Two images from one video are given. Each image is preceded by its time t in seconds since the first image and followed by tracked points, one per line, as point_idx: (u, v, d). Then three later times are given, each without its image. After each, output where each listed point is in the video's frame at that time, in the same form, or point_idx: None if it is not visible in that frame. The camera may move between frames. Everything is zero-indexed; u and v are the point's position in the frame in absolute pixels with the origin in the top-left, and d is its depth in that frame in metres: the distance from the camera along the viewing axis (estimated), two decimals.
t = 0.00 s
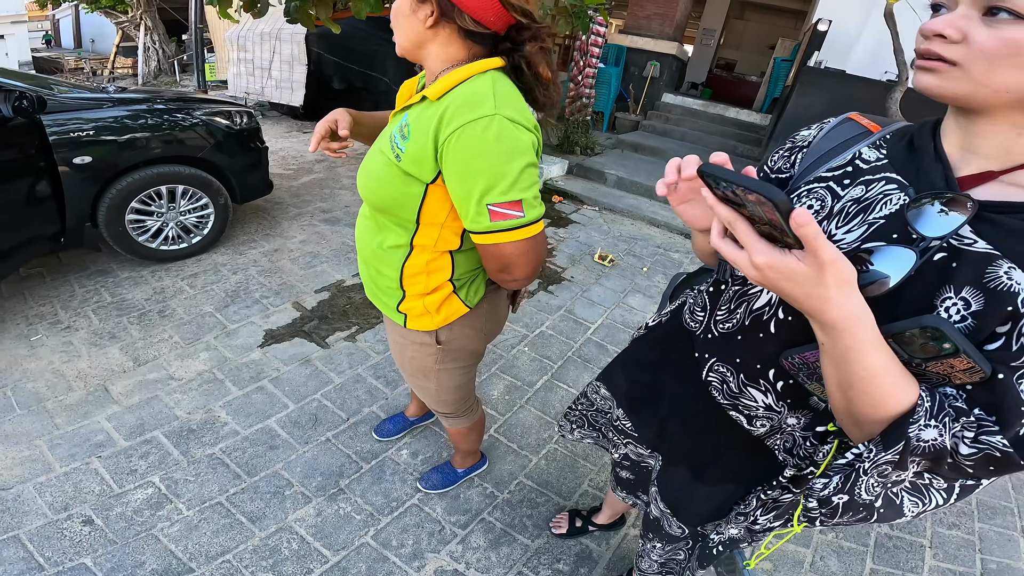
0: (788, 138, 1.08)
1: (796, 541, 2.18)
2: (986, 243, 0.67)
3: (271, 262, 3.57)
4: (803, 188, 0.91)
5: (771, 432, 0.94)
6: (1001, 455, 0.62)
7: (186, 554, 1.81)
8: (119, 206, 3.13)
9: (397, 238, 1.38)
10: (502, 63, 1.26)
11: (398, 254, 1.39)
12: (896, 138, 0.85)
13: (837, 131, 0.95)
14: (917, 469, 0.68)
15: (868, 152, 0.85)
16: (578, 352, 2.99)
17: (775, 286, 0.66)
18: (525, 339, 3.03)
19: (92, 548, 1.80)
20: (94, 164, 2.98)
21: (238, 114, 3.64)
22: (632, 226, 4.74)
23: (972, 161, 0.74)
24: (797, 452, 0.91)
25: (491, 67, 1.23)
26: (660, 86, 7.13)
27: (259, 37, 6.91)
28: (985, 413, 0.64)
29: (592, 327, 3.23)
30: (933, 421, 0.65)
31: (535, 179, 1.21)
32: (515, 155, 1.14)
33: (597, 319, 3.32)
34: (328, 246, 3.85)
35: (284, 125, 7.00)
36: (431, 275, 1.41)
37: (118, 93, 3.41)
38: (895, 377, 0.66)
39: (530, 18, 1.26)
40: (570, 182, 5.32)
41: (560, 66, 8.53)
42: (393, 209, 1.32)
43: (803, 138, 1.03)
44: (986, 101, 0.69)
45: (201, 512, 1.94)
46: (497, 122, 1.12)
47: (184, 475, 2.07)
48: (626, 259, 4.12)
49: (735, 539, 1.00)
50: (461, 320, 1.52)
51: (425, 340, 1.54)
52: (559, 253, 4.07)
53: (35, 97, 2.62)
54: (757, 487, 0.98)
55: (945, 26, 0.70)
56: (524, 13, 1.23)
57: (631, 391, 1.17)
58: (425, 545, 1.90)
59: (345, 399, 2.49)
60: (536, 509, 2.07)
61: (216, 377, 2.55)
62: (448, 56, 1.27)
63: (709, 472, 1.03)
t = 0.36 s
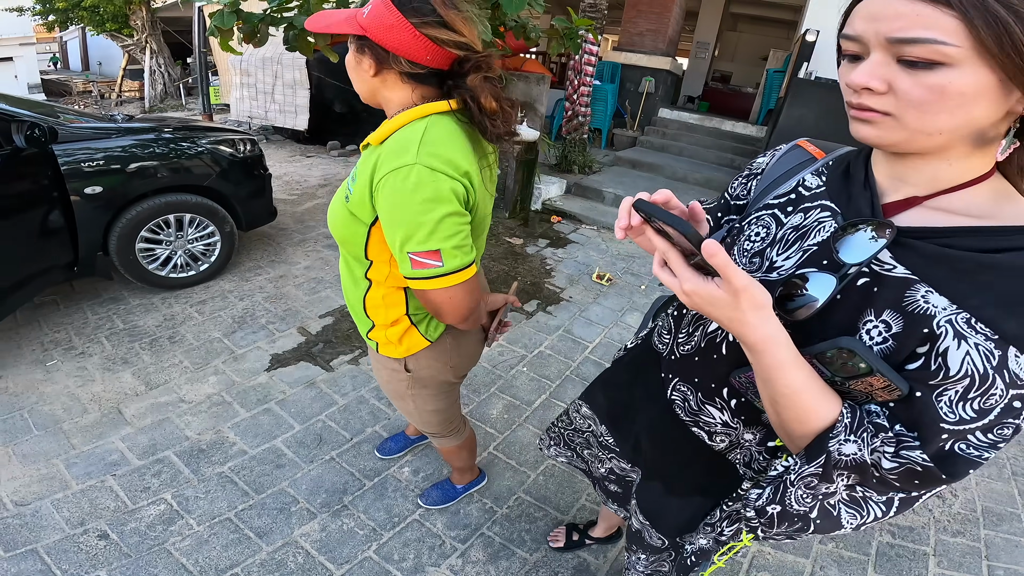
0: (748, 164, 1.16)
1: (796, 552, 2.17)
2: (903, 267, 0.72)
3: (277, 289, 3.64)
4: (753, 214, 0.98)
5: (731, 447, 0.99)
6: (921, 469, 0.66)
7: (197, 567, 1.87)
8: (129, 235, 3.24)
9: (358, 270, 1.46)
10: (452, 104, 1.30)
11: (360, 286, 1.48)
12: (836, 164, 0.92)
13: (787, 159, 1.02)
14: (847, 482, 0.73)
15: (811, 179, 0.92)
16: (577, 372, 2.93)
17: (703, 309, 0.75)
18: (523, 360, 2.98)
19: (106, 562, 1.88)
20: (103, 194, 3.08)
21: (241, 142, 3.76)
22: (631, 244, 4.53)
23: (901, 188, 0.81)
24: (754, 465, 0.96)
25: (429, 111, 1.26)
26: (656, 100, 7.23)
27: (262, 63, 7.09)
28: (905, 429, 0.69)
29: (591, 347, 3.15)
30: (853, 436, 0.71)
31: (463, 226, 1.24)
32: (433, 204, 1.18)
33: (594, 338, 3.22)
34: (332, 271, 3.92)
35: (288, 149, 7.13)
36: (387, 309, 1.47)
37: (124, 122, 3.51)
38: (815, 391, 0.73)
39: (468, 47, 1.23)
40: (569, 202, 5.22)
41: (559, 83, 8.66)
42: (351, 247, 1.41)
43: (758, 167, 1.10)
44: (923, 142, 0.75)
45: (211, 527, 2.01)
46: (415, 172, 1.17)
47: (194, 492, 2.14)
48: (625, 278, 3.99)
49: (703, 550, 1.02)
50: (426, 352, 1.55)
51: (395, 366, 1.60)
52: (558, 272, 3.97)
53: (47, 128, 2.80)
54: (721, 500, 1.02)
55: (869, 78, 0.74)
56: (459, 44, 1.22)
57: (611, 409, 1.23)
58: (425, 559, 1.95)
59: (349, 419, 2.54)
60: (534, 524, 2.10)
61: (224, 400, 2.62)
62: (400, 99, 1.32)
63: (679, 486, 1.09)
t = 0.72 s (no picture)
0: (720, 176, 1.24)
1: (800, 556, 2.18)
2: (844, 265, 0.78)
3: (288, 303, 3.72)
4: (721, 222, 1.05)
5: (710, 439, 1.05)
6: (869, 452, 0.71)
7: (210, 568, 1.94)
8: (147, 252, 3.34)
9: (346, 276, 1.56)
10: (408, 133, 1.34)
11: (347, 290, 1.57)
12: (793, 173, 0.99)
13: (752, 169, 1.10)
14: (806, 467, 0.78)
15: (771, 189, 0.99)
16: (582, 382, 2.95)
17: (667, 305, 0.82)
18: (527, 370, 3.02)
19: (122, 564, 1.94)
20: (123, 212, 3.21)
21: (253, 160, 3.87)
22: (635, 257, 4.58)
23: (844, 194, 0.89)
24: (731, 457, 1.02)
25: (389, 139, 1.33)
26: (658, 113, 7.32)
27: (271, 81, 7.26)
28: (853, 414, 0.73)
29: (595, 357, 3.18)
30: (806, 420, 0.76)
31: (408, 245, 1.28)
32: (374, 224, 1.24)
33: (597, 349, 3.25)
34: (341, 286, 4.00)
35: (298, 166, 7.27)
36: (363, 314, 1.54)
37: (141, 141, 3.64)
38: (769, 379, 0.78)
39: (422, 68, 1.31)
40: (572, 216, 5.28)
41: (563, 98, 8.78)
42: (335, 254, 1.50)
43: (728, 178, 1.16)
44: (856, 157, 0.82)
45: (224, 531, 2.08)
46: (360, 195, 1.24)
47: (209, 497, 2.21)
48: (629, 289, 4.03)
49: (691, 541, 1.06)
50: (404, 356, 1.60)
51: (383, 366, 1.68)
52: (562, 285, 4.03)
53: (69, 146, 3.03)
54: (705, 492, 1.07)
55: (802, 99, 0.81)
56: (412, 66, 1.29)
57: (604, 410, 1.29)
58: (430, 561, 2.00)
59: (357, 428, 2.60)
60: (537, 528, 2.14)
61: (237, 410, 2.69)
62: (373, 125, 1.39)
63: (667, 479, 1.14)
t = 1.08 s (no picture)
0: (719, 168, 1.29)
1: (813, 546, 2.18)
2: (829, 233, 0.84)
3: (303, 306, 3.79)
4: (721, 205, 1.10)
5: (719, 406, 1.11)
6: (862, 401, 0.75)
7: (232, 559, 1.98)
8: (170, 255, 3.45)
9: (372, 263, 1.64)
10: (455, 129, 1.48)
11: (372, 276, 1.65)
12: (784, 159, 1.04)
13: (748, 160, 1.16)
14: (806, 419, 0.82)
15: (766, 173, 1.05)
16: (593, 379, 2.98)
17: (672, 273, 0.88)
18: (539, 368, 3.06)
19: (147, 555, 1.99)
20: (150, 216, 3.33)
21: (269, 168, 3.98)
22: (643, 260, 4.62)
23: (828, 173, 0.93)
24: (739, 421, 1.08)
25: (425, 130, 1.43)
26: (663, 120, 7.40)
27: (282, 92, 7.40)
28: (845, 365, 0.78)
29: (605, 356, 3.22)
30: (802, 371, 0.79)
31: (438, 221, 1.36)
32: (412, 202, 1.33)
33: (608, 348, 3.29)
34: (354, 290, 4.06)
35: (309, 175, 7.39)
36: (389, 299, 1.62)
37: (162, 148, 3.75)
38: (768, 335, 0.82)
39: (469, 74, 1.44)
40: (580, 221, 5.33)
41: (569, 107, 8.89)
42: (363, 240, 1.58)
43: (727, 169, 1.23)
44: (840, 139, 0.87)
45: (246, 523, 2.12)
46: (398, 176, 1.34)
47: (231, 491, 2.26)
48: (638, 291, 4.07)
49: (703, 512, 1.13)
50: (426, 339, 1.68)
51: (405, 353, 1.75)
52: (571, 288, 4.08)
53: (97, 152, 3.13)
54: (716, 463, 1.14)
55: (786, 93, 0.86)
56: (461, 71, 1.42)
57: (618, 389, 1.34)
58: (446, 550, 2.03)
59: (374, 423, 2.65)
60: (551, 519, 2.17)
61: (257, 407, 2.76)
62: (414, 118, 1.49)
63: (681, 452, 1.20)
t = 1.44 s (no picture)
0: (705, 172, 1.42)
1: (805, 532, 2.22)
2: (793, 224, 0.96)
3: (312, 303, 3.89)
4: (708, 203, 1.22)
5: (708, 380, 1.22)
6: (821, 365, 0.86)
7: (249, 544, 2.07)
8: (185, 253, 3.55)
9: (402, 253, 1.80)
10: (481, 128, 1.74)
11: (402, 265, 1.82)
12: (761, 163, 1.17)
13: (730, 163, 1.29)
14: (777, 384, 0.93)
15: (745, 175, 1.18)
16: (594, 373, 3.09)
17: (661, 260, 1.00)
18: (541, 362, 3.16)
19: (168, 541, 2.09)
20: (165, 216, 3.44)
21: (280, 168, 4.09)
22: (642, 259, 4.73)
23: (794, 174, 1.06)
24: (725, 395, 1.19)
25: (462, 130, 1.68)
26: (662, 122, 7.50)
27: (287, 93, 7.51)
28: (806, 335, 0.89)
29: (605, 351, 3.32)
30: (771, 340, 0.92)
31: (485, 208, 1.61)
32: (467, 191, 1.56)
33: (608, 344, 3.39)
34: (361, 288, 4.16)
35: (313, 176, 7.49)
36: (422, 286, 1.79)
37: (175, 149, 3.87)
38: (741, 311, 0.94)
39: (495, 84, 1.74)
40: (580, 222, 5.42)
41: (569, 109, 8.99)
42: (398, 231, 1.75)
43: (714, 170, 1.34)
44: (801, 146, 1.00)
45: (263, 509, 2.23)
46: (453, 169, 1.56)
47: (248, 479, 2.37)
48: (637, 289, 4.17)
49: (696, 481, 1.28)
50: (455, 323, 1.86)
51: (428, 341, 1.90)
52: (572, 286, 4.18)
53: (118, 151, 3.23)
54: (705, 432, 1.27)
55: (758, 107, 1.00)
56: (489, 82, 1.71)
57: (618, 371, 1.44)
58: (454, 532, 2.14)
59: (383, 414, 2.76)
60: (554, 504, 2.28)
61: (271, 399, 2.87)
62: (443, 122, 1.76)
63: (675, 425, 1.32)
